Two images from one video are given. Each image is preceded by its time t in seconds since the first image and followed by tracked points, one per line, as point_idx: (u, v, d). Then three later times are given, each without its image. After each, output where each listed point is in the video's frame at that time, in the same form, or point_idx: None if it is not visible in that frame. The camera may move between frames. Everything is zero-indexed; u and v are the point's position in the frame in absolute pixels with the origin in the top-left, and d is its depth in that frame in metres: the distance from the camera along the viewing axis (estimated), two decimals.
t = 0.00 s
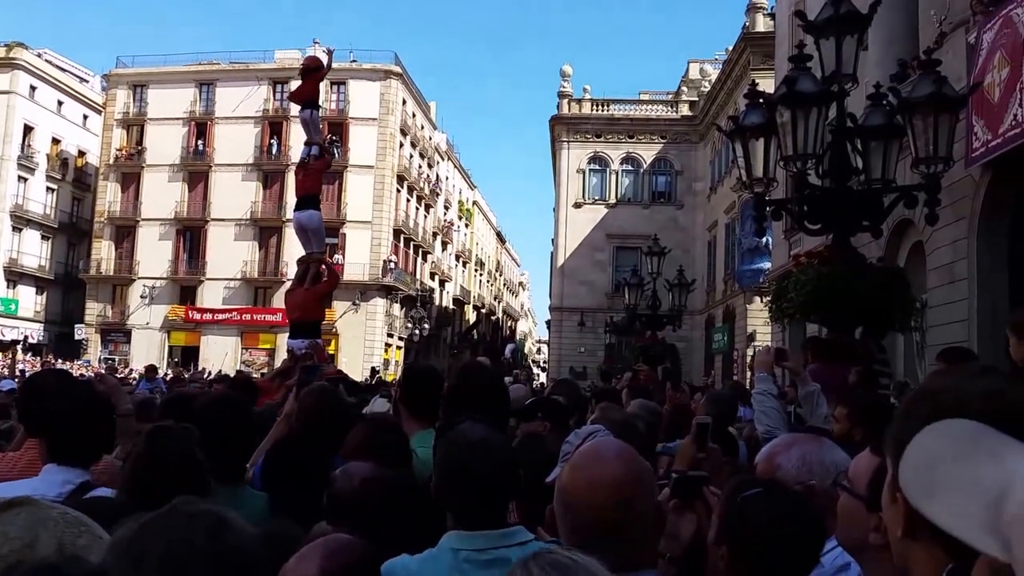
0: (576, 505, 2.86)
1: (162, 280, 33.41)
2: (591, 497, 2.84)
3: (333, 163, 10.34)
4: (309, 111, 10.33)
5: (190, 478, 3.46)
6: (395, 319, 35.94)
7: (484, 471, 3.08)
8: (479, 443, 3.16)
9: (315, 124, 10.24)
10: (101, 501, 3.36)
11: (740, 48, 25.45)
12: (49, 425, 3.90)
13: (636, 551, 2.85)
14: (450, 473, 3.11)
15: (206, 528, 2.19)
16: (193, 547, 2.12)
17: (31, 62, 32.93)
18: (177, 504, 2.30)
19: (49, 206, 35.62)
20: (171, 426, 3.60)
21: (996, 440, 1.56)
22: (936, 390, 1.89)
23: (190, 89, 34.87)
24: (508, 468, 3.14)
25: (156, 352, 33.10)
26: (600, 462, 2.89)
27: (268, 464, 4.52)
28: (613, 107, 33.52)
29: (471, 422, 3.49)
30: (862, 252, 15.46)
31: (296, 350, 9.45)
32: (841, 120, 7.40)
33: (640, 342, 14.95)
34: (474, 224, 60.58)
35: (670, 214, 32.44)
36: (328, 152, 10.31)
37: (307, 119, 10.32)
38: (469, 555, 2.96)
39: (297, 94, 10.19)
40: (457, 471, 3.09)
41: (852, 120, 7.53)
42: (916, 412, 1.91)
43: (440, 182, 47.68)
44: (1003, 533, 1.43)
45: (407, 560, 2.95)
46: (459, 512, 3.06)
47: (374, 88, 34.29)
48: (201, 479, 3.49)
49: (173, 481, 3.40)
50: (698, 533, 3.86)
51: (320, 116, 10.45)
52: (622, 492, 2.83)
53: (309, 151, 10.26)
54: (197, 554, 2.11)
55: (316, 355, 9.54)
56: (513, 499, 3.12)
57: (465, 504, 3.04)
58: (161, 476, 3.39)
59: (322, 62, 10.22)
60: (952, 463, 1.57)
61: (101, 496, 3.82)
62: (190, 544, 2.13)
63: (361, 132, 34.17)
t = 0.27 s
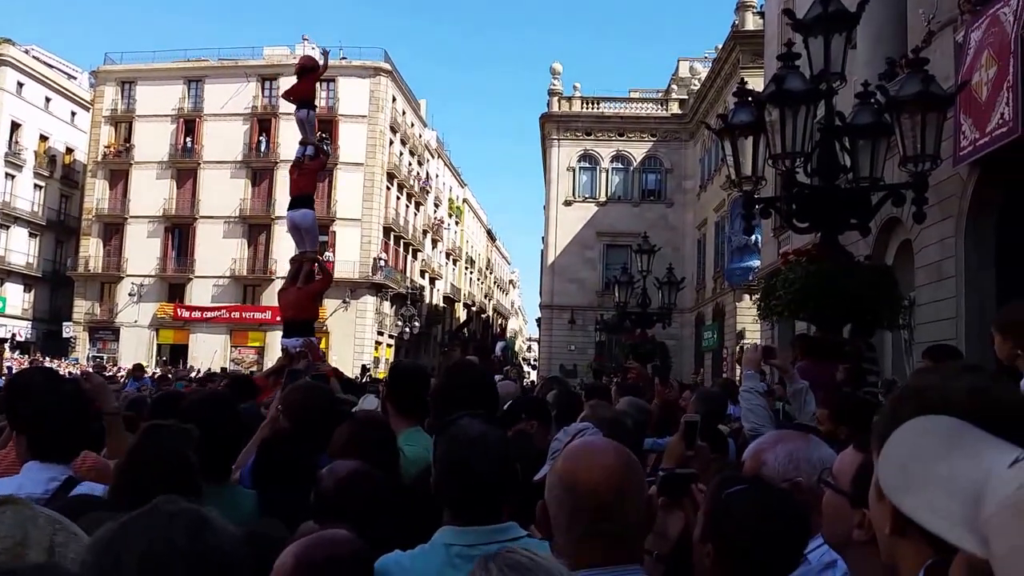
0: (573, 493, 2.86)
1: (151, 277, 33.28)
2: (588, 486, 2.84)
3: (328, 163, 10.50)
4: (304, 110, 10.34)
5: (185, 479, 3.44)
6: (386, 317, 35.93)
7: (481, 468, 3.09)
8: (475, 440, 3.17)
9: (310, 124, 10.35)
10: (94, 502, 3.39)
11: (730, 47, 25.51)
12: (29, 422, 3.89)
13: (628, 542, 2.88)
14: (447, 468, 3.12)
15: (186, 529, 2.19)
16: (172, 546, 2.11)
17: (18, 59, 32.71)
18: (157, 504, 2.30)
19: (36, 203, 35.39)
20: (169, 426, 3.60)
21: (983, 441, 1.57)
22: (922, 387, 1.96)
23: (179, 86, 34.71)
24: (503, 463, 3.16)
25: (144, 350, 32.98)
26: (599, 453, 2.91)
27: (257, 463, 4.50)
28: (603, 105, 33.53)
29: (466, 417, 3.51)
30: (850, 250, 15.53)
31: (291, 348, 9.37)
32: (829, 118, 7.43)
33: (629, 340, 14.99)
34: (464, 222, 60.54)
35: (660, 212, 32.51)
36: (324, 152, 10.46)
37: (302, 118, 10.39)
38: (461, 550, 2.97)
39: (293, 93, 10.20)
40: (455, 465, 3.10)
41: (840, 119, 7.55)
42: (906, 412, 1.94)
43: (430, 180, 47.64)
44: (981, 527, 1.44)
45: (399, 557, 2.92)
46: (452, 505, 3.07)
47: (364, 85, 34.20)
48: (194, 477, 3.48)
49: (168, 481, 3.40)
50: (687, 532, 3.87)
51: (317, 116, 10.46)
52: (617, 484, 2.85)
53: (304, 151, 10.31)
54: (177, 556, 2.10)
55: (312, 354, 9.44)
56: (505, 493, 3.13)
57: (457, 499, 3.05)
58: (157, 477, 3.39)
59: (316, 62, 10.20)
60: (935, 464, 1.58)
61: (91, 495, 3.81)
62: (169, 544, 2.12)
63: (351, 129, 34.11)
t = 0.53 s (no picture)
0: (567, 488, 2.86)
1: (142, 275, 33.17)
2: (584, 482, 2.84)
3: (325, 162, 10.52)
4: (301, 110, 10.32)
5: (177, 479, 3.42)
6: (379, 314, 35.92)
7: (472, 469, 3.11)
8: (466, 438, 3.18)
9: (307, 123, 10.34)
10: (81, 500, 3.37)
11: (723, 45, 25.55)
12: (16, 418, 3.86)
13: (623, 537, 2.88)
14: (440, 468, 3.13)
15: (175, 529, 2.16)
16: (161, 545, 2.09)
17: (8, 55, 32.50)
18: (143, 503, 2.27)
19: (28, 200, 35.17)
20: (158, 424, 3.58)
21: (963, 435, 1.53)
22: (914, 384, 2.17)
23: (170, 83, 34.55)
24: (493, 464, 3.18)
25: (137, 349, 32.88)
26: (591, 447, 2.93)
27: (255, 462, 4.50)
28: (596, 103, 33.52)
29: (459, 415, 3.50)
30: (843, 248, 15.59)
31: (289, 346, 9.33)
32: (821, 116, 7.44)
33: (624, 338, 15.02)
34: (458, 219, 60.45)
35: (653, 210, 32.55)
36: (320, 152, 10.51)
37: (299, 117, 10.38)
38: (447, 545, 3.01)
39: (291, 93, 10.18)
40: (446, 465, 3.11)
41: (832, 117, 7.55)
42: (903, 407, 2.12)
43: (423, 177, 47.56)
44: (960, 522, 1.33)
45: (388, 554, 2.97)
46: (443, 503, 3.09)
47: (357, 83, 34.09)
48: (184, 475, 3.46)
49: (158, 480, 3.38)
50: (677, 529, 3.87)
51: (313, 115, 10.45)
52: (613, 480, 2.85)
53: (301, 150, 10.33)
54: (167, 556, 2.07)
55: (311, 352, 9.38)
56: (492, 492, 3.15)
57: (449, 499, 3.08)
58: (151, 476, 3.38)
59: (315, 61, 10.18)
60: (919, 458, 1.52)
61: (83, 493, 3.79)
62: (159, 544, 2.09)
63: (344, 126, 34.01)
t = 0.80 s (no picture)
0: (560, 486, 2.83)
1: (138, 274, 33.08)
2: (580, 481, 2.81)
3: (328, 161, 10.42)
4: (303, 108, 10.23)
5: (166, 476, 3.38)
6: (377, 313, 35.86)
7: (462, 467, 3.08)
8: (456, 436, 3.15)
9: (309, 122, 10.23)
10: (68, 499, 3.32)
11: (721, 43, 25.54)
12: (4, 417, 3.82)
13: (619, 533, 2.85)
14: (431, 467, 3.10)
15: (171, 528, 2.11)
16: (156, 544, 2.05)
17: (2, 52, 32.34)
18: (141, 502, 2.22)
19: (23, 198, 34.99)
20: (145, 421, 3.53)
21: (944, 430, 1.55)
22: (906, 382, 2.17)
23: (166, 80, 34.43)
24: (483, 463, 3.15)
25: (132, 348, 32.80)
26: (582, 444, 2.91)
27: (255, 462, 4.46)
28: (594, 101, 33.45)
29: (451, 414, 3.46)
30: (841, 246, 15.58)
31: (291, 345, 9.31)
32: (818, 115, 7.41)
33: (622, 336, 14.99)
34: (456, 218, 60.34)
35: (652, 208, 32.52)
36: (322, 151, 10.40)
37: (301, 117, 10.26)
38: (441, 543, 2.99)
39: (292, 92, 10.10)
40: (438, 464, 3.09)
41: (829, 115, 7.52)
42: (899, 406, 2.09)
43: (421, 175, 47.47)
44: (941, 517, 1.36)
45: (380, 552, 2.93)
46: (435, 501, 3.06)
47: (354, 80, 34.03)
48: (174, 474, 3.42)
49: (149, 478, 3.34)
50: (672, 529, 3.83)
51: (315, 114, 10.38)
52: (608, 479, 2.83)
53: (303, 150, 10.27)
54: (161, 555, 2.03)
55: (313, 351, 9.36)
56: (482, 489, 3.12)
57: (440, 495, 3.05)
58: (140, 474, 3.34)
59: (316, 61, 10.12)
60: (897, 454, 1.54)
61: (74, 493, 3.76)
62: (155, 544, 2.05)
63: (342, 124, 33.92)
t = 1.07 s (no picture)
0: (556, 485, 2.81)
1: (135, 272, 33.03)
2: (577, 480, 2.78)
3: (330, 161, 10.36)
4: (304, 108, 10.20)
5: (156, 474, 3.36)
6: (375, 311, 35.83)
7: (456, 466, 3.04)
8: (449, 435, 3.12)
9: (311, 122, 10.19)
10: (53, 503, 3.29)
11: (720, 40, 25.51)
12: (3, 417, 3.80)
13: (618, 531, 2.83)
14: (423, 466, 3.08)
15: (160, 527, 2.04)
16: (147, 544, 1.98)
17: None
18: (130, 501, 2.15)
19: (19, 196, 34.87)
20: (132, 420, 3.50)
21: (937, 424, 1.50)
22: (899, 379, 2.15)
23: (163, 77, 34.37)
24: (478, 461, 3.12)
25: (129, 346, 32.75)
26: (581, 443, 2.88)
27: (254, 461, 4.42)
28: (593, 99, 33.40)
29: (446, 413, 3.43)
30: (838, 244, 15.59)
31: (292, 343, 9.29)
32: (816, 113, 7.39)
33: (619, 335, 14.97)
34: (453, 215, 60.31)
35: (651, 206, 32.50)
36: (324, 150, 10.34)
37: (303, 116, 10.24)
38: (437, 541, 2.98)
39: (294, 92, 10.10)
40: (431, 463, 3.05)
41: (827, 113, 7.49)
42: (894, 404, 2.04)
43: (419, 173, 47.41)
44: (933, 513, 1.34)
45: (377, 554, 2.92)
46: (427, 499, 3.04)
47: (353, 78, 34.00)
48: (165, 472, 3.40)
49: (136, 477, 3.31)
50: (668, 527, 3.81)
51: (317, 113, 10.36)
52: (606, 478, 2.80)
53: (305, 149, 10.25)
54: (150, 556, 1.96)
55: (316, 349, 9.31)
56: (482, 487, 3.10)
57: (432, 494, 3.03)
58: (123, 472, 3.31)
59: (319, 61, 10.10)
60: (890, 448, 1.50)
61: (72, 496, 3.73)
62: (143, 544, 1.98)
63: (340, 121, 33.88)
